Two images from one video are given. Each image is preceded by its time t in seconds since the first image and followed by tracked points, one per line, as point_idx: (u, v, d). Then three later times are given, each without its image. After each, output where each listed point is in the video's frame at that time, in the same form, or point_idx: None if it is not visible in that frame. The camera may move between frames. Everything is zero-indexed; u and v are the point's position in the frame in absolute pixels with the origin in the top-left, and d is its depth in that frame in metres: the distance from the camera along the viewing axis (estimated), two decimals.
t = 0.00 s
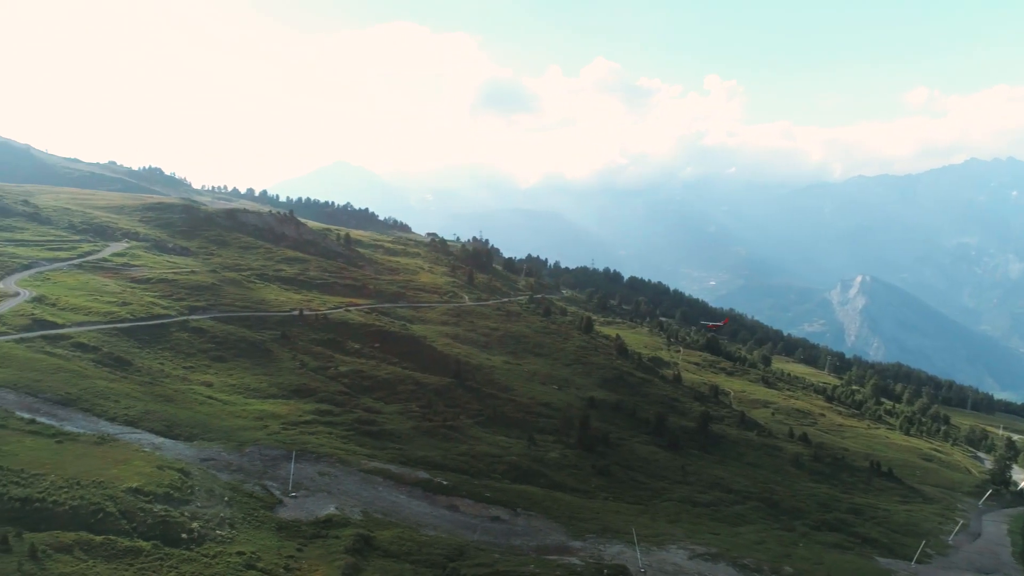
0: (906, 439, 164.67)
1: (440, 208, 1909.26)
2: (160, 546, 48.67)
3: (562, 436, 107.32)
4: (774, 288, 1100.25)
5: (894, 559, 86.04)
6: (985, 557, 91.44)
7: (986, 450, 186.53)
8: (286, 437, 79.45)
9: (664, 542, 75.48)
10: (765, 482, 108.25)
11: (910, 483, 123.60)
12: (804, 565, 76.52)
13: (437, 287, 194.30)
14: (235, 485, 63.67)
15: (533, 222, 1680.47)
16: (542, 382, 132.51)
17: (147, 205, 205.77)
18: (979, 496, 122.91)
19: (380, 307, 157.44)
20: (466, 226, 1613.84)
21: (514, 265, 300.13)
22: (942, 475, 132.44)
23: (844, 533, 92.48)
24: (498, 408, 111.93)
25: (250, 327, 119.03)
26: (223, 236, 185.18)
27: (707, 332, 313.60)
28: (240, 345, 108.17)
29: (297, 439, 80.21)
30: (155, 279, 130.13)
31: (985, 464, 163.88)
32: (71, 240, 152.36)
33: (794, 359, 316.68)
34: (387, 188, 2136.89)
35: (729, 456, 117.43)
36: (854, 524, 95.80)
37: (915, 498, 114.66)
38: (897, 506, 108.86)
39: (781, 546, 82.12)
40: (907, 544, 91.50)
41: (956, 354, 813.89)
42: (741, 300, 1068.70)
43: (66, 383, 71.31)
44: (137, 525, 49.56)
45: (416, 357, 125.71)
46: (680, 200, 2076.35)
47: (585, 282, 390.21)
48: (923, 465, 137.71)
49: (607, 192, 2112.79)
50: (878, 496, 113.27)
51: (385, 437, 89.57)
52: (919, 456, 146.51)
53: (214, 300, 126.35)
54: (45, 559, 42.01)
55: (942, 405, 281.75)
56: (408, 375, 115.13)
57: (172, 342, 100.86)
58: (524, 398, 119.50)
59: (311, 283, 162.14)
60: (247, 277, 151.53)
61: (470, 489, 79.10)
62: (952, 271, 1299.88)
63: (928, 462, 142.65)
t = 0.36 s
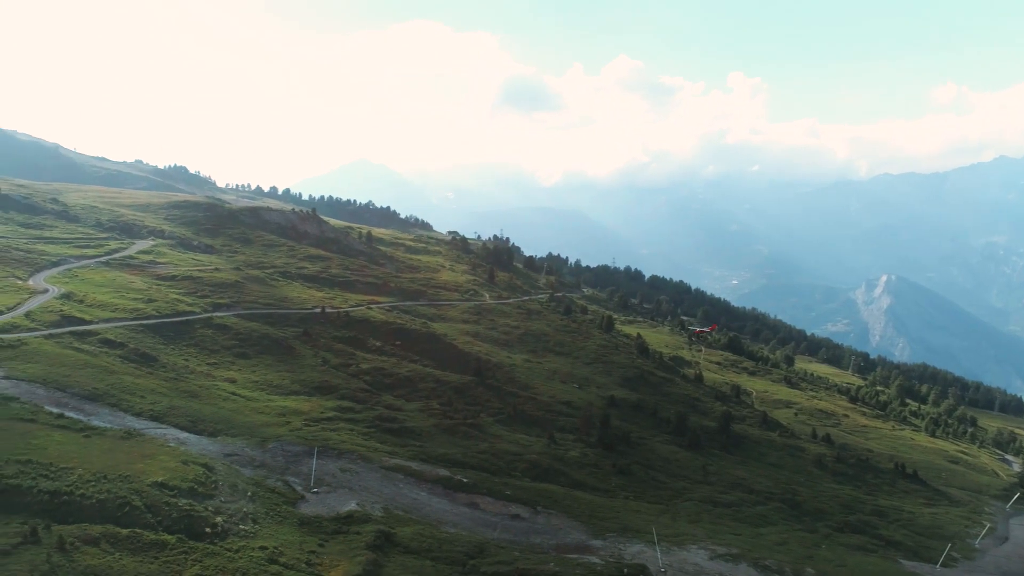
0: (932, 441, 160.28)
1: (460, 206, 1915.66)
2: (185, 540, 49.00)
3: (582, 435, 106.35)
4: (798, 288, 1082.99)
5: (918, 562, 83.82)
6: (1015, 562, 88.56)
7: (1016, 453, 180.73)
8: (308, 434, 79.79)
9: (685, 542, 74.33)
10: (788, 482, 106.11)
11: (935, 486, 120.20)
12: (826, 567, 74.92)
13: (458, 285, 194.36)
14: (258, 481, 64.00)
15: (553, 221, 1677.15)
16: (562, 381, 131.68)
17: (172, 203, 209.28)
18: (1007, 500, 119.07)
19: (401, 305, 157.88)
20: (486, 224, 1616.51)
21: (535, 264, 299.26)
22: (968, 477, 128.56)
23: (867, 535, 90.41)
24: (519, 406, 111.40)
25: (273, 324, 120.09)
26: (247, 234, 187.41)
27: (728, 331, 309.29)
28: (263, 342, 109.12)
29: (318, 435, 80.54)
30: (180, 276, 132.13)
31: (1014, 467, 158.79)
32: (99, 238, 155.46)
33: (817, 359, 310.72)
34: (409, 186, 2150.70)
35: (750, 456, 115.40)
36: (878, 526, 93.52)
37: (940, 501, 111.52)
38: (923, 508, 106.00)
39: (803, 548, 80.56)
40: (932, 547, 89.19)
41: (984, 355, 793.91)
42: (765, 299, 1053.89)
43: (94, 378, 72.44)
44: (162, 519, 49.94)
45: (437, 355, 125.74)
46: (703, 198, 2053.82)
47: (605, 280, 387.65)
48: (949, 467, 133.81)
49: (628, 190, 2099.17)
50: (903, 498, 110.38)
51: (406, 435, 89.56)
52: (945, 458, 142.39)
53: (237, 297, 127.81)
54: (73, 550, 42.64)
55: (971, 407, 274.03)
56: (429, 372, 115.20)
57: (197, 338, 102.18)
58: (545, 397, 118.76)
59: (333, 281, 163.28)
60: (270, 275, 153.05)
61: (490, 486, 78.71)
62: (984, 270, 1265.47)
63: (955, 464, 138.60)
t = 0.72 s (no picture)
0: (956, 442, 156.40)
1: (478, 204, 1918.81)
2: (207, 534, 49.24)
3: (600, 434, 105.51)
4: (821, 287, 1065.93)
5: (941, 566, 81.95)
6: None
7: None
8: (327, 431, 80.14)
9: (704, 541, 73.40)
10: (808, 483, 104.29)
11: (959, 488, 117.26)
12: (848, 570, 73.63)
13: (476, 283, 194.36)
14: (278, 476, 64.32)
15: (572, 219, 1672.16)
16: (581, 379, 130.82)
17: (194, 201, 212.20)
18: None
19: (421, 302, 158.25)
20: (505, 222, 1616.18)
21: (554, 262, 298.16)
22: (994, 480, 125.09)
23: (889, 537, 88.56)
24: (537, 404, 110.89)
25: (293, 321, 121.06)
26: (267, 232, 189.31)
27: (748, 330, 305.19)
28: (284, 339, 109.95)
29: (338, 432, 80.86)
30: (202, 273, 133.74)
31: None
32: (123, 236, 157.96)
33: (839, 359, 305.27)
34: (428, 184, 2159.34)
35: (770, 457, 113.55)
36: (900, 529, 91.57)
37: (964, 503, 108.82)
38: (947, 510, 103.48)
39: (823, 549, 79.19)
40: (955, 550, 87.18)
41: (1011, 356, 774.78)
42: (786, 298, 1039.09)
43: (118, 374, 73.44)
44: (185, 513, 50.23)
45: (456, 353, 125.80)
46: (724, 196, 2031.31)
47: (624, 278, 384.97)
48: (974, 469, 130.39)
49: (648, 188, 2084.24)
50: (926, 499, 107.81)
51: (425, 432, 89.60)
52: (969, 459, 138.79)
53: (259, 294, 129.00)
54: (97, 543, 43.09)
55: (997, 409, 267.10)
56: (447, 370, 115.20)
57: (219, 335, 103.28)
58: (563, 395, 118.11)
59: (352, 278, 164.09)
60: (291, 272, 154.39)
61: (508, 484, 78.38)
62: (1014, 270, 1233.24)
63: (979, 466, 135.04)
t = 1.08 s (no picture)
0: (980, 444, 152.38)
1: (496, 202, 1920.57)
2: (227, 528, 49.52)
3: (618, 432, 104.66)
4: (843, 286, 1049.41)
5: (964, 569, 79.97)
6: None
7: None
8: (346, 427, 80.40)
9: (722, 541, 72.46)
10: (828, 483, 102.40)
11: (983, 490, 114.20)
12: (868, 572, 72.27)
13: (494, 281, 194.11)
14: (297, 472, 64.59)
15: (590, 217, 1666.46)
16: (599, 378, 129.85)
17: (216, 199, 214.96)
18: None
19: (439, 300, 158.43)
20: (523, 220, 1615.19)
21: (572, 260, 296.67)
22: (1020, 482, 121.61)
23: (911, 538, 86.75)
24: (554, 402, 110.29)
25: (313, 318, 121.91)
26: (288, 230, 190.97)
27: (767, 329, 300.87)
28: (303, 336, 110.71)
29: (357, 428, 81.11)
30: (222, 270, 135.26)
31: None
32: (146, 233, 160.40)
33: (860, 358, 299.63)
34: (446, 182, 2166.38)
35: (790, 457, 111.69)
36: (922, 530, 89.54)
37: (988, 506, 105.98)
38: (970, 513, 100.85)
39: (843, 550, 77.90)
40: (979, 553, 85.01)
41: None
42: (808, 297, 1024.42)
43: (140, 370, 74.41)
44: (205, 508, 50.48)
45: (473, 351, 125.70)
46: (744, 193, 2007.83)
47: (642, 276, 381.73)
48: (999, 471, 126.91)
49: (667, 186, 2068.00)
50: (949, 501, 105.18)
51: (443, 429, 89.58)
52: (994, 461, 135.12)
53: (278, 291, 130.12)
54: (119, 536, 43.43)
55: None
56: (465, 367, 115.09)
57: (239, 332, 104.30)
58: (581, 393, 117.36)
59: (371, 276, 164.85)
60: (310, 270, 155.55)
61: (525, 482, 77.96)
62: None
63: (1004, 468, 131.37)
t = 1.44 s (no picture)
0: (1008, 446, 147.89)
1: (516, 199, 1920.57)
2: (249, 523, 49.64)
3: (637, 430, 103.62)
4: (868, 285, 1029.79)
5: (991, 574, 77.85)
6: None
7: None
8: (366, 423, 80.57)
9: (742, 542, 71.47)
10: (850, 484, 100.23)
11: (1011, 493, 110.81)
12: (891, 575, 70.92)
13: (514, 279, 193.67)
14: (318, 468, 64.79)
15: (610, 215, 1658.33)
16: (618, 376, 128.72)
17: (238, 196, 217.55)
18: None
19: (459, 297, 158.42)
20: (543, 217, 1612.07)
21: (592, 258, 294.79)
22: None
23: (935, 540, 84.80)
24: (573, 400, 109.51)
25: (334, 315, 122.63)
26: (309, 227, 192.62)
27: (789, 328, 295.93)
28: (325, 332, 111.33)
29: (378, 425, 81.33)
30: (244, 267, 136.68)
31: None
32: (170, 230, 162.78)
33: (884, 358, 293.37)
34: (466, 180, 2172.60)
35: (812, 457, 109.60)
36: (947, 533, 87.22)
37: (1015, 509, 102.83)
38: (997, 515, 97.93)
39: (865, 552, 76.49)
40: (1006, 556, 82.66)
41: None
42: (832, 295, 1007.24)
43: (164, 365, 75.31)
44: (227, 503, 50.60)
45: (493, 348, 125.43)
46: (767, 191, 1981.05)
47: (663, 274, 377.94)
48: None
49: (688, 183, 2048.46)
50: (975, 504, 102.23)
51: (462, 426, 89.48)
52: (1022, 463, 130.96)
53: (299, 288, 131.12)
54: (143, 529, 43.54)
55: None
56: (484, 365, 114.76)
57: (261, 328, 105.25)
58: (600, 391, 116.40)
59: (391, 273, 165.43)
60: (331, 267, 156.59)
61: (544, 480, 77.44)
62: None
63: None
